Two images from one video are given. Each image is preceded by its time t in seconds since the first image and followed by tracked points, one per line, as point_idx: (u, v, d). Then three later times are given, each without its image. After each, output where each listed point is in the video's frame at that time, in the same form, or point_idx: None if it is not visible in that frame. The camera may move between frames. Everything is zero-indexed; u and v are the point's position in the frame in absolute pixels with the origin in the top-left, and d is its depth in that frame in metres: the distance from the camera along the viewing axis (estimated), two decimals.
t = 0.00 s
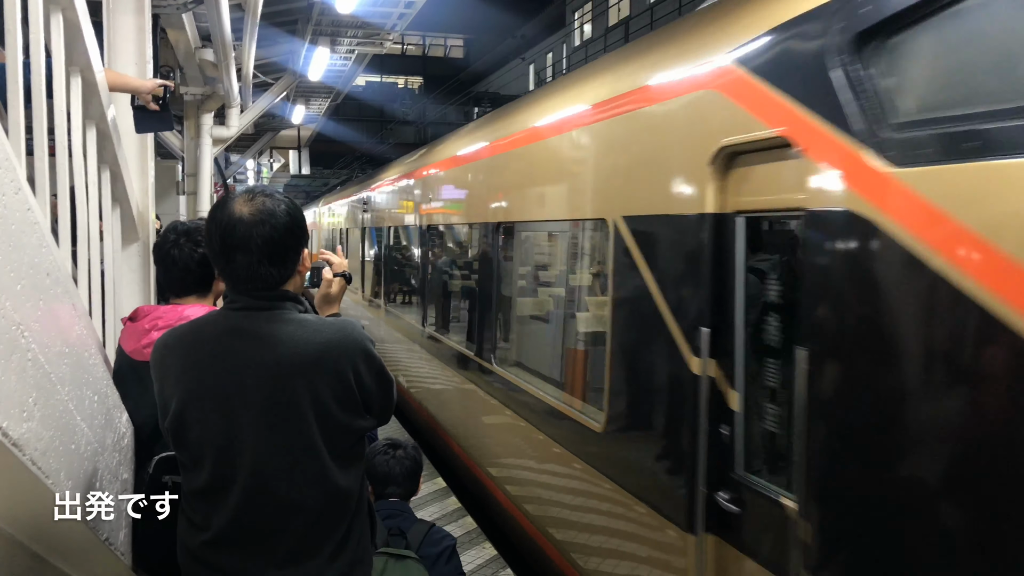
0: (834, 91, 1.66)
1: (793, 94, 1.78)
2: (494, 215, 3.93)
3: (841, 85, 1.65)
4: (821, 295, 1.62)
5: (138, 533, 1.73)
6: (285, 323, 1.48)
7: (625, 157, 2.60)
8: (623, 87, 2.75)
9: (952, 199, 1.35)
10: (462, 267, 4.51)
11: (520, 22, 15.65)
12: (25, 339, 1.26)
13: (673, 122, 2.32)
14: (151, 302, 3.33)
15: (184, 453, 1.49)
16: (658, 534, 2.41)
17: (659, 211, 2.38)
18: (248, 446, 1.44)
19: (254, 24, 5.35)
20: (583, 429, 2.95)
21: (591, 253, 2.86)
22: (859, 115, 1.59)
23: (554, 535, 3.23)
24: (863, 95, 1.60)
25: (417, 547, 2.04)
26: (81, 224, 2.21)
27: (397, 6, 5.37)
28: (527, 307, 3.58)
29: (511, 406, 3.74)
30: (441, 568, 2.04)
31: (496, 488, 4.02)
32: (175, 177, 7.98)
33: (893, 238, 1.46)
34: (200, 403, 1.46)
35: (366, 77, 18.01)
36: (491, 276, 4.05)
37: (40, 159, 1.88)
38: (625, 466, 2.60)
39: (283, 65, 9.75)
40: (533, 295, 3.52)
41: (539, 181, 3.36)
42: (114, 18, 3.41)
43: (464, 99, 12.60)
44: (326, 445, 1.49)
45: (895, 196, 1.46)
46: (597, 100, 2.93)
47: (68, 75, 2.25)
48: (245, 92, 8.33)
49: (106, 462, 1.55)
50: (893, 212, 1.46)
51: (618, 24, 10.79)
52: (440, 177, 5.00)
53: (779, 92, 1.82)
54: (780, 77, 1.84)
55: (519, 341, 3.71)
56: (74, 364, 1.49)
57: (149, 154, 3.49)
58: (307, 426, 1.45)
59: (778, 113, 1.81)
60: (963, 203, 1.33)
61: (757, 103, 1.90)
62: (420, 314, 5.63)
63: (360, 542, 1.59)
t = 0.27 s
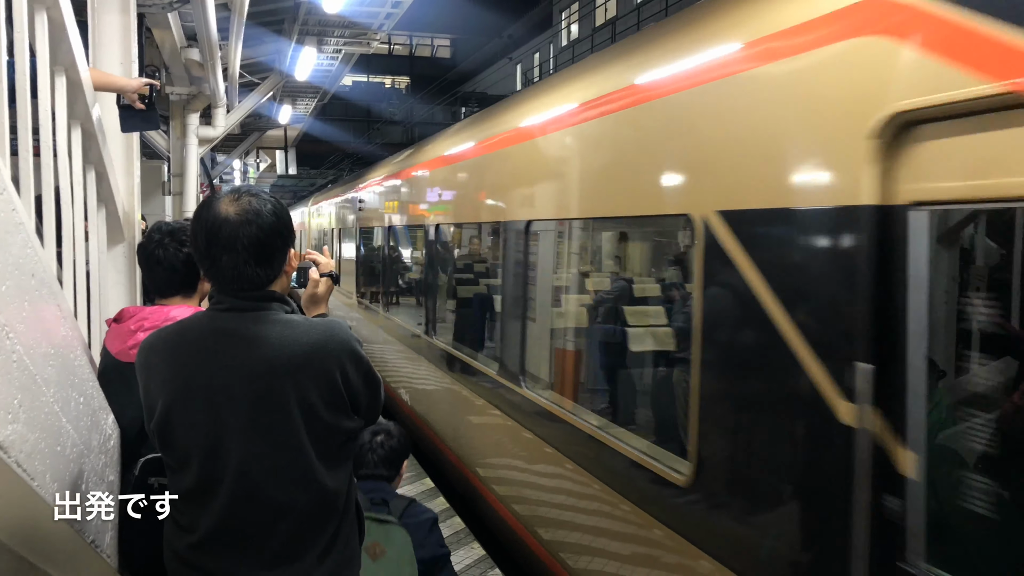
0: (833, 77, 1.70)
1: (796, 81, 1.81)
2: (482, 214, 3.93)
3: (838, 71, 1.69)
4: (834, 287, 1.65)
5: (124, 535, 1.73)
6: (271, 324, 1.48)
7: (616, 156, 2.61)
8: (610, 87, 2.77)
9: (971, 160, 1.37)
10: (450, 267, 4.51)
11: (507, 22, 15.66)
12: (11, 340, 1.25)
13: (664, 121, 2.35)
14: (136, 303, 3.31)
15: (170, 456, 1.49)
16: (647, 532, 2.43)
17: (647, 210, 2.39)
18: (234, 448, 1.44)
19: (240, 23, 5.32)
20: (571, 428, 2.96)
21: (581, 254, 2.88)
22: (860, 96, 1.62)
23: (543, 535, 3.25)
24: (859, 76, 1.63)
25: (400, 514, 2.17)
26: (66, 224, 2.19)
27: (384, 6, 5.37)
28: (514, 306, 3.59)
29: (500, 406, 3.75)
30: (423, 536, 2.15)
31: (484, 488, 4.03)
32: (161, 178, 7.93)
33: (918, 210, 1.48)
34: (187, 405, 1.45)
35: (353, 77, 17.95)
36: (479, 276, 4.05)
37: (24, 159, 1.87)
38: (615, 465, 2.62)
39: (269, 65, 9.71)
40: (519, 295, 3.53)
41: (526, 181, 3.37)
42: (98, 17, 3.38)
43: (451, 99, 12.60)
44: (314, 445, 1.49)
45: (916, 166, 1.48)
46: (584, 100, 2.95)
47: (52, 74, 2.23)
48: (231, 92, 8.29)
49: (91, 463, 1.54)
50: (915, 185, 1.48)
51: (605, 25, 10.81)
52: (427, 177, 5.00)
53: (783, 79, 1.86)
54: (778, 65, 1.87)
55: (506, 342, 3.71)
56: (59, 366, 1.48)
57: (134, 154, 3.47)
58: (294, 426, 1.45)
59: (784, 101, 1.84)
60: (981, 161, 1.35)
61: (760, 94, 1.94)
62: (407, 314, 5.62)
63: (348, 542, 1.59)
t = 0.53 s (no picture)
0: (827, 73, 1.73)
1: (788, 76, 1.84)
2: (471, 213, 3.93)
3: (833, 67, 1.72)
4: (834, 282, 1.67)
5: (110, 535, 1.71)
6: (258, 322, 1.47)
7: (605, 153, 2.62)
8: (599, 84, 2.78)
9: (970, 150, 1.40)
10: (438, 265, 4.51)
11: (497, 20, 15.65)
12: None
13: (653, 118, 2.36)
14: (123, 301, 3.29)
15: (156, 455, 1.48)
16: (636, 529, 2.44)
17: (638, 208, 2.41)
18: (221, 447, 1.43)
19: (228, 21, 5.29)
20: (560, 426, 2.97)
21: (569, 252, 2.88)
22: (857, 91, 1.65)
23: (532, 533, 3.25)
24: (855, 72, 1.66)
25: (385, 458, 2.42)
26: (51, 222, 2.17)
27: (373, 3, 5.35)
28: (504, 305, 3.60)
29: (489, 405, 3.75)
30: (410, 480, 2.39)
31: (473, 486, 4.04)
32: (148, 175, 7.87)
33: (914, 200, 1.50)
34: (174, 405, 1.44)
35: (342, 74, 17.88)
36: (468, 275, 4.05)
37: (9, 156, 1.85)
38: (604, 463, 2.62)
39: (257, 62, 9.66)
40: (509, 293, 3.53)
41: (515, 179, 3.37)
42: (84, 13, 3.36)
43: (441, 97, 12.59)
44: (302, 445, 1.48)
45: (910, 158, 1.51)
46: (574, 97, 2.95)
47: (37, 70, 2.22)
48: (219, 89, 8.24)
49: (76, 462, 1.53)
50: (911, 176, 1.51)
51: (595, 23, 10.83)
52: (416, 175, 5.00)
53: (775, 75, 1.88)
54: (771, 61, 1.90)
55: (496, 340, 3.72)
56: (44, 364, 1.47)
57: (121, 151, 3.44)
58: (281, 425, 1.44)
59: (777, 97, 1.87)
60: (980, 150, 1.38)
61: (750, 90, 1.96)
62: (396, 313, 5.62)
63: (337, 541, 1.59)
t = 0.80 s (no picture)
0: (818, 69, 1.74)
1: (779, 72, 1.85)
2: (464, 211, 3.94)
3: (823, 63, 1.72)
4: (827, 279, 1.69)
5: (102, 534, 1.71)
6: (250, 321, 1.47)
7: (598, 150, 2.63)
8: (592, 81, 2.79)
9: (961, 143, 1.42)
10: (432, 263, 4.51)
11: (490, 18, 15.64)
12: None
13: (645, 115, 2.37)
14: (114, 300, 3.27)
15: (148, 454, 1.47)
16: (629, 527, 2.45)
17: (630, 205, 2.42)
18: (213, 446, 1.43)
19: (220, 18, 5.27)
20: (554, 424, 2.98)
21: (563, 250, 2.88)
22: (848, 86, 1.66)
23: (525, 531, 3.26)
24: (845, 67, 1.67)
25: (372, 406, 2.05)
26: (42, 220, 2.16)
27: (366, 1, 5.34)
28: (497, 302, 3.61)
29: (483, 403, 3.75)
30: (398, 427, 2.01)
31: (467, 484, 4.04)
32: (140, 173, 7.84)
33: (905, 195, 1.52)
34: (165, 405, 1.44)
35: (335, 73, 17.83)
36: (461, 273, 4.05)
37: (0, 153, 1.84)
38: (598, 460, 2.63)
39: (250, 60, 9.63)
40: (503, 291, 3.54)
41: (508, 178, 3.37)
42: (75, 10, 3.33)
43: (434, 95, 12.57)
44: (294, 444, 1.48)
45: (901, 152, 1.52)
46: (566, 94, 2.96)
47: (27, 67, 2.20)
48: (211, 87, 8.21)
49: (68, 461, 1.52)
50: (902, 169, 1.52)
51: (587, 21, 10.83)
52: (409, 173, 4.99)
53: (766, 71, 1.89)
54: (762, 57, 1.91)
55: (490, 338, 3.72)
56: (36, 362, 1.46)
57: (112, 149, 3.43)
58: (274, 425, 1.44)
59: (768, 93, 1.87)
60: (971, 144, 1.40)
61: (741, 87, 1.97)
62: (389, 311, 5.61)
63: (330, 540, 1.59)
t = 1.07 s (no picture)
0: (813, 72, 1.75)
1: (775, 75, 1.85)
2: (459, 213, 3.94)
3: (818, 66, 1.73)
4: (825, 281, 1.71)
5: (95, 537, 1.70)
6: (246, 324, 1.47)
7: (594, 152, 2.63)
8: (587, 83, 2.80)
9: (954, 146, 1.42)
10: (427, 265, 4.51)
11: (485, 20, 15.66)
12: None
13: (641, 118, 2.38)
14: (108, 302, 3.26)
15: (143, 457, 1.47)
16: (624, 530, 2.46)
17: (626, 207, 2.42)
18: (209, 450, 1.43)
19: (215, 20, 5.27)
20: (549, 427, 2.98)
21: (558, 253, 2.90)
22: (843, 89, 1.67)
23: (520, 533, 3.26)
24: (841, 70, 1.68)
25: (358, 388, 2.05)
26: (37, 222, 2.16)
27: (361, 3, 5.34)
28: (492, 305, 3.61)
29: (477, 405, 3.75)
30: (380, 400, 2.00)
31: (461, 487, 4.04)
32: (134, 175, 7.82)
33: (899, 197, 1.53)
34: (160, 408, 1.44)
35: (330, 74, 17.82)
36: (456, 275, 4.05)
37: None
38: (593, 463, 2.64)
39: (245, 61, 9.61)
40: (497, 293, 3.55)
41: (504, 180, 3.38)
42: (70, 12, 3.33)
43: (430, 97, 12.58)
44: (290, 447, 1.48)
45: (895, 155, 1.53)
46: (561, 97, 2.97)
47: (23, 69, 2.19)
48: (206, 88, 8.19)
49: (63, 463, 1.52)
50: (896, 172, 1.53)
51: (583, 23, 10.85)
52: (405, 175, 4.99)
53: (761, 74, 1.90)
54: (757, 60, 1.91)
55: (485, 340, 3.72)
56: (30, 364, 1.46)
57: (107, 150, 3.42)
58: (270, 428, 1.44)
59: (764, 96, 1.88)
60: (965, 146, 1.41)
61: (737, 90, 1.98)
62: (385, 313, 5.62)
63: (325, 543, 1.59)
